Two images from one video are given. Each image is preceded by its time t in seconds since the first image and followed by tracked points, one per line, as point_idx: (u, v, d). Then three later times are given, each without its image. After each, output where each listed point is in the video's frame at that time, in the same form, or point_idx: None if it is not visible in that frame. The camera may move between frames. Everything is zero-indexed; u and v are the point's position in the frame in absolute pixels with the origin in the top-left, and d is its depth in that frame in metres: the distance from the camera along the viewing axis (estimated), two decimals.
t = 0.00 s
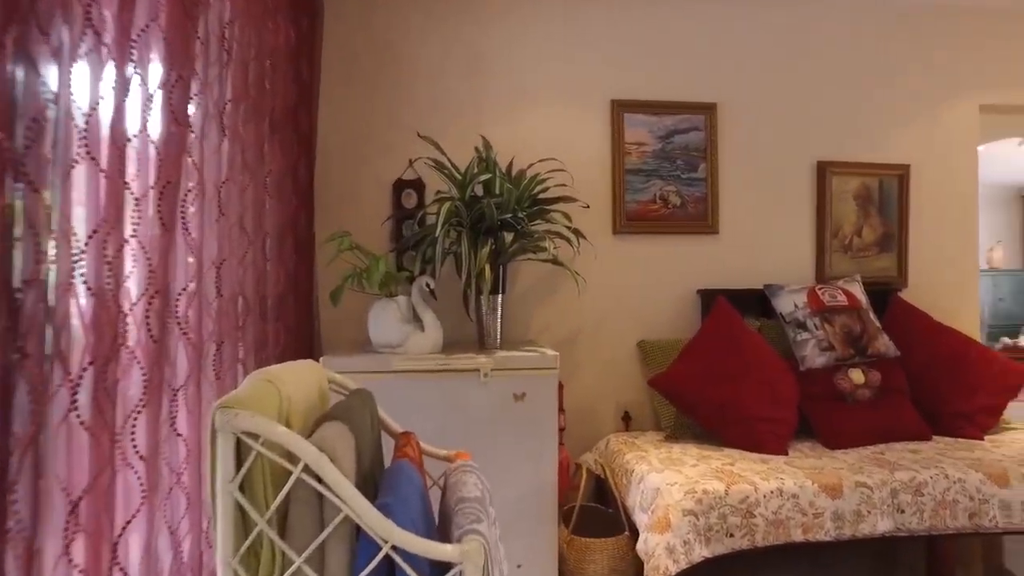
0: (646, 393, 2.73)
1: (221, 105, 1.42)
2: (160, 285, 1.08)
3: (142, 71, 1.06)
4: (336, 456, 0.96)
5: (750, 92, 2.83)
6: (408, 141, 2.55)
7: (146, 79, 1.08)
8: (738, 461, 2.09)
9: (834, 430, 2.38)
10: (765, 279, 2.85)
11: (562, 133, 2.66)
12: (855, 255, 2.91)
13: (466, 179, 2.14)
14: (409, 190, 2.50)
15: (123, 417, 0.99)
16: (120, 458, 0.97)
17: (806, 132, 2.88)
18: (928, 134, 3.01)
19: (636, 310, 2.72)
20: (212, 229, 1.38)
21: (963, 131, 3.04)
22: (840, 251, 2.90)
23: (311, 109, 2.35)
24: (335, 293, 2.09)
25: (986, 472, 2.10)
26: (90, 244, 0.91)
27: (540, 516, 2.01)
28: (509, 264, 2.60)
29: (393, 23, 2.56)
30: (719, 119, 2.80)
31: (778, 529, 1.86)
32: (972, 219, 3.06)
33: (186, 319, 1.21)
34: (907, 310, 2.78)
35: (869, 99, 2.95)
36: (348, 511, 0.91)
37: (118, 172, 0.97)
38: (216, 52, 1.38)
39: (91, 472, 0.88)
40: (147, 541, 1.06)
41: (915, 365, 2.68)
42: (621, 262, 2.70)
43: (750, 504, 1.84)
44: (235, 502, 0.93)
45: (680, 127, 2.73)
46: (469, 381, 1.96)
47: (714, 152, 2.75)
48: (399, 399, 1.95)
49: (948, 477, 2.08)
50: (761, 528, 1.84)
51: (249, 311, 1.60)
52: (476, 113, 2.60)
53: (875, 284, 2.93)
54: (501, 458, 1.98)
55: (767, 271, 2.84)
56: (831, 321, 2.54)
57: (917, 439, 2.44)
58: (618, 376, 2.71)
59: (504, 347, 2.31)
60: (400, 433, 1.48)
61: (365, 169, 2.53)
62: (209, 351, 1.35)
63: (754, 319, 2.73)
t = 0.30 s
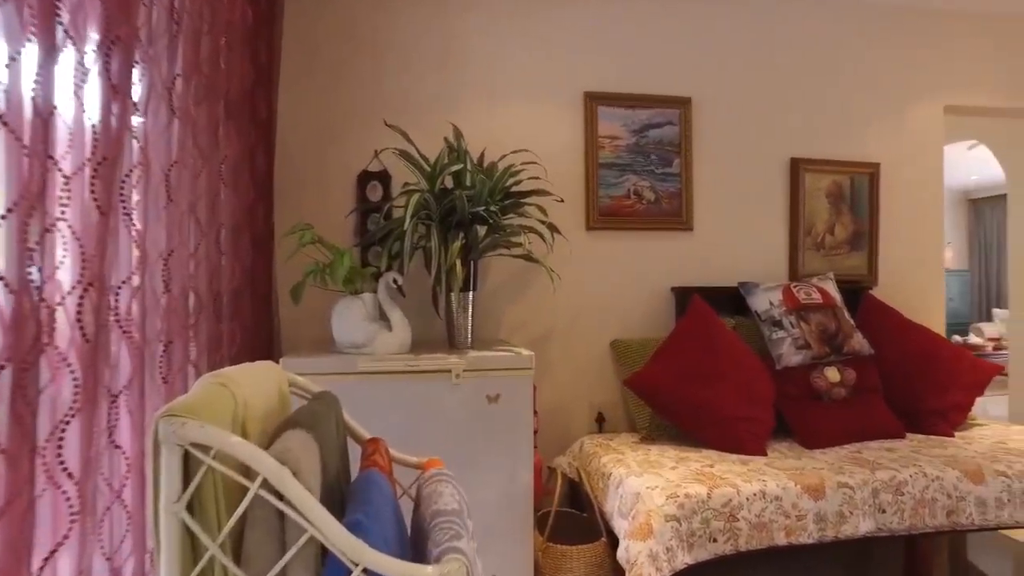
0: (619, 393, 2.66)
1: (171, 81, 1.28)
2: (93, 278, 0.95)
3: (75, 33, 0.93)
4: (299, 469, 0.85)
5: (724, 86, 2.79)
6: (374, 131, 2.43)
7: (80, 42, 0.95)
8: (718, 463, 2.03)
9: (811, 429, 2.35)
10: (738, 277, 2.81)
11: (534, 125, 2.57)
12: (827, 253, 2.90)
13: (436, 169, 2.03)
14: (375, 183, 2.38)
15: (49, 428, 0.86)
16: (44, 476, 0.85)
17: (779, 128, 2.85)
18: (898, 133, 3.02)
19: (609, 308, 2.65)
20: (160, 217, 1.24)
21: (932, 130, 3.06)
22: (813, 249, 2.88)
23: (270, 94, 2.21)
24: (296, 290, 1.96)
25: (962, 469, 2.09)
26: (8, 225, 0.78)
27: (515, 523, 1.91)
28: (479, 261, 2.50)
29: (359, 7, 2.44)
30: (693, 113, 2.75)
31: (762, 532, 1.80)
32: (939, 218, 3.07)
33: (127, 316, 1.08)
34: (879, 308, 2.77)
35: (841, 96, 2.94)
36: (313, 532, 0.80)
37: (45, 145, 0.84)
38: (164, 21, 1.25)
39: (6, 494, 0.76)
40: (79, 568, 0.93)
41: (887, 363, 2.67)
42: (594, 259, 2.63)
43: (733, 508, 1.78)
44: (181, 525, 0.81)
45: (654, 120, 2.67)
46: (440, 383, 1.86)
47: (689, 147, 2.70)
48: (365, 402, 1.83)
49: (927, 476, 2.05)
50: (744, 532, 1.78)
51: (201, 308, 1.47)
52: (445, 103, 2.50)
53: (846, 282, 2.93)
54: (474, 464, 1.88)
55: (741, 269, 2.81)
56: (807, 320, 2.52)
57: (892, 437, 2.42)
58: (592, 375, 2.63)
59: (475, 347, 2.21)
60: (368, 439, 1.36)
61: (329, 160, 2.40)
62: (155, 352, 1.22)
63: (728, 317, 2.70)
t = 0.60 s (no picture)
0: (583, 395, 2.60)
1: (101, 51, 1.15)
2: None
3: None
4: (250, 489, 0.74)
5: (687, 82, 2.76)
6: (329, 120, 2.30)
7: None
8: (687, 465, 1.98)
9: (777, 429, 2.33)
10: (700, 276, 2.79)
11: (496, 118, 2.48)
12: (789, 252, 2.91)
13: (395, 160, 1.91)
14: (329, 175, 2.26)
15: None
16: None
17: (741, 126, 2.85)
18: (853, 133, 3.06)
19: (572, 308, 2.58)
20: (86, 203, 1.11)
21: (885, 132, 3.12)
22: (775, 248, 2.89)
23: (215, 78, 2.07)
24: (244, 288, 1.82)
25: (923, 465, 2.08)
26: None
27: (480, 533, 1.82)
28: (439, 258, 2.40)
29: None
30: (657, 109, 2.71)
31: (734, 536, 1.75)
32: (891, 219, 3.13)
33: (44, 316, 0.95)
34: (838, 306, 2.79)
35: (800, 96, 2.96)
36: (267, 563, 0.69)
37: None
38: None
39: None
40: None
41: (847, 361, 2.68)
42: (557, 256, 2.56)
43: (706, 512, 1.73)
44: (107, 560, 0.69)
45: (619, 116, 2.62)
46: (400, 386, 1.75)
47: (654, 143, 2.66)
48: (320, 408, 1.71)
49: (892, 473, 2.03)
50: (717, 536, 1.73)
51: (138, 308, 1.33)
52: (404, 93, 2.39)
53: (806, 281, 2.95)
54: (436, 471, 1.78)
55: (703, 267, 2.79)
56: (771, 319, 2.51)
57: (854, 435, 2.42)
58: (555, 376, 2.56)
59: (437, 348, 2.11)
60: (324, 448, 1.26)
61: (280, 150, 2.26)
62: (79, 357, 1.09)
63: (693, 316, 2.67)
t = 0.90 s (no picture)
0: (525, 398, 2.54)
1: None
2: None
3: None
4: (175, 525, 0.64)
5: (630, 83, 2.75)
6: (261, 110, 2.17)
7: None
8: (634, 470, 1.95)
9: (720, 430, 2.34)
10: (642, 277, 2.79)
11: (438, 113, 2.40)
12: (728, 253, 2.97)
13: (332, 155, 1.81)
14: (260, 169, 2.13)
15: None
16: None
17: (681, 129, 2.87)
18: (787, 138, 3.14)
19: (515, 309, 2.53)
20: None
21: (816, 138, 3.22)
22: (714, 250, 2.94)
23: (134, 61, 1.91)
24: (166, 289, 1.68)
25: (858, 462, 2.12)
26: None
27: (423, 547, 1.73)
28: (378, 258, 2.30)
29: None
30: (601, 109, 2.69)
31: (683, 540, 1.73)
32: (822, 223, 3.22)
33: None
34: (775, 307, 2.85)
35: (738, 100, 3.01)
36: None
37: None
38: None
39: None
40: None
41: (783, 361, 2.73)
42: (501, 257, 2.50)
43: (655, 517, 1.70)
44: None
45: (563, 114, 2.59)
46: (338, 394, 1.65)
47: (597, 143, 2.65)
48: (252, 420, 1.59)
49: (831, 471, 2.06)
50: (666, 541, 1.71)
51: (40, 313, 1.19)
52: (341, 84, 2.27)
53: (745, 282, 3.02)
54: (377, 483, 1.69)
55: (645, 268, 2.79)
56: (713, 320, 2.52)
57: (792, 434, 2.46)
58: (499, 379, 2.50)
59: (376, 352, 2.01)
60: (256, 464, 1.15)
61: (207, 140, 2.11)
62: None
63: (636, 318, 2.67)
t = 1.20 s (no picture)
0: (467, 402, 2.49)
1: None
2: None
3: None
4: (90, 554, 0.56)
5: (571, 84, 2.75)
6: (187, 99, 2.04)
7: None
8: (579, 472, 1.93)
9: (662, 431, 2.35)
10: (582, 278, 2.79)
11: (376, 108, 2.33)
12: (665, 255, 3.01)
13: (266, 149, 1.70)
14: (186, 162, 2.00)
15: None
16: None
17: (621, 131, 2.89)
18: (722, 143, 3.22)
19: (456, 311, 2.48)
20: None
21: (749, 144, 3.31)
22: (653, 251, 2.98)
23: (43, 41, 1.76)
24: (80, 291, 1.55)
25: (793, 458, 2.17)
26: None
27: (364, 559, 1.66)
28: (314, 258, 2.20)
29: None
30: (542, 109, 2.68)
31: (629, 543, 1.72)
32: (754, 225, 3.31)
33: None
34: (711, 308, 2.90)
35: (676, 104, 3.06)
36: None
37: None
38: None
39: None
40: None
41: (720, 360, 2.78)
42: (441, 257, 2.44)
43: (602, 520, 1.68)
44: None
45: (504, 113, 2.56)
46: (273, 401, 1.56)
47: (539, 143, 2.63)
48: (179, 430, 1.48)
49: (769, 468, 2.10)
50: (613, 544, 1.69)
51: None
52: (273, 75, 2.16)
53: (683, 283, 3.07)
54: (315, 494, 1.61)
55: (586, 269, 2.79)
56: (653, 321, 2.54)
57: (730, 433, 2.50)
58: (439, 382, 2.44)
59: (312, 356, 1.92)
60: (184, 480, 1.06)
61: (128, 129, 1.97)
62: None
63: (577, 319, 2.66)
